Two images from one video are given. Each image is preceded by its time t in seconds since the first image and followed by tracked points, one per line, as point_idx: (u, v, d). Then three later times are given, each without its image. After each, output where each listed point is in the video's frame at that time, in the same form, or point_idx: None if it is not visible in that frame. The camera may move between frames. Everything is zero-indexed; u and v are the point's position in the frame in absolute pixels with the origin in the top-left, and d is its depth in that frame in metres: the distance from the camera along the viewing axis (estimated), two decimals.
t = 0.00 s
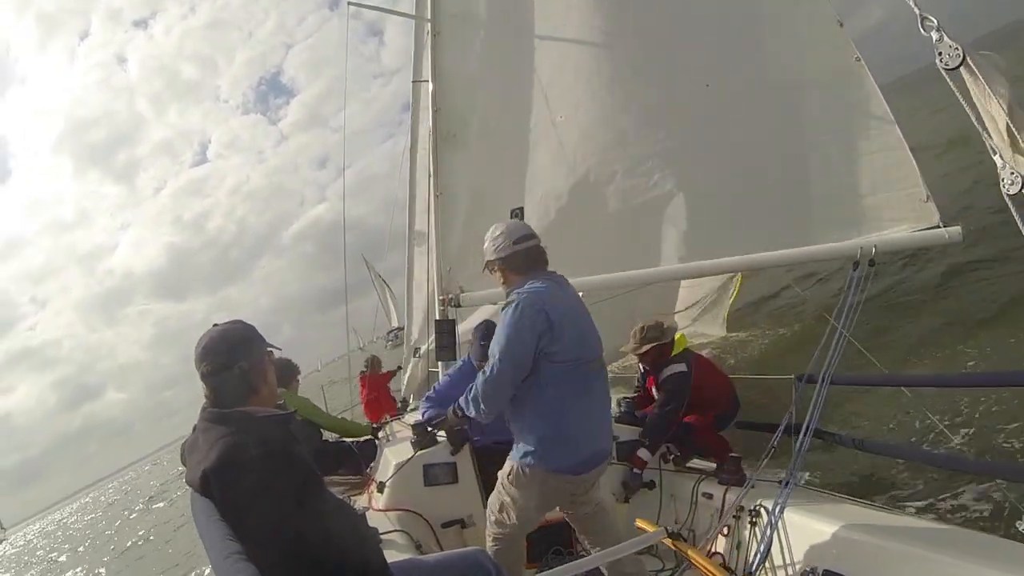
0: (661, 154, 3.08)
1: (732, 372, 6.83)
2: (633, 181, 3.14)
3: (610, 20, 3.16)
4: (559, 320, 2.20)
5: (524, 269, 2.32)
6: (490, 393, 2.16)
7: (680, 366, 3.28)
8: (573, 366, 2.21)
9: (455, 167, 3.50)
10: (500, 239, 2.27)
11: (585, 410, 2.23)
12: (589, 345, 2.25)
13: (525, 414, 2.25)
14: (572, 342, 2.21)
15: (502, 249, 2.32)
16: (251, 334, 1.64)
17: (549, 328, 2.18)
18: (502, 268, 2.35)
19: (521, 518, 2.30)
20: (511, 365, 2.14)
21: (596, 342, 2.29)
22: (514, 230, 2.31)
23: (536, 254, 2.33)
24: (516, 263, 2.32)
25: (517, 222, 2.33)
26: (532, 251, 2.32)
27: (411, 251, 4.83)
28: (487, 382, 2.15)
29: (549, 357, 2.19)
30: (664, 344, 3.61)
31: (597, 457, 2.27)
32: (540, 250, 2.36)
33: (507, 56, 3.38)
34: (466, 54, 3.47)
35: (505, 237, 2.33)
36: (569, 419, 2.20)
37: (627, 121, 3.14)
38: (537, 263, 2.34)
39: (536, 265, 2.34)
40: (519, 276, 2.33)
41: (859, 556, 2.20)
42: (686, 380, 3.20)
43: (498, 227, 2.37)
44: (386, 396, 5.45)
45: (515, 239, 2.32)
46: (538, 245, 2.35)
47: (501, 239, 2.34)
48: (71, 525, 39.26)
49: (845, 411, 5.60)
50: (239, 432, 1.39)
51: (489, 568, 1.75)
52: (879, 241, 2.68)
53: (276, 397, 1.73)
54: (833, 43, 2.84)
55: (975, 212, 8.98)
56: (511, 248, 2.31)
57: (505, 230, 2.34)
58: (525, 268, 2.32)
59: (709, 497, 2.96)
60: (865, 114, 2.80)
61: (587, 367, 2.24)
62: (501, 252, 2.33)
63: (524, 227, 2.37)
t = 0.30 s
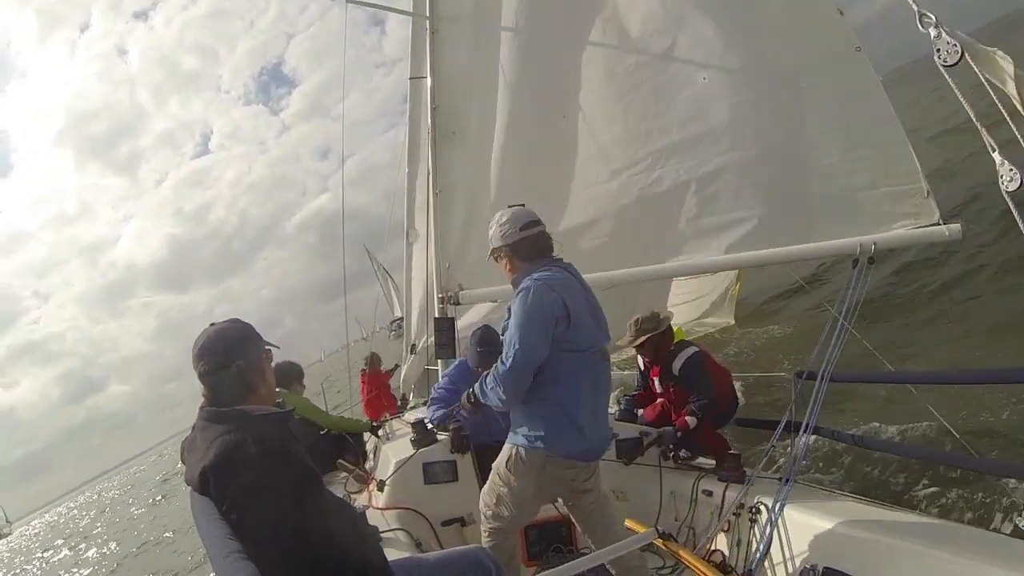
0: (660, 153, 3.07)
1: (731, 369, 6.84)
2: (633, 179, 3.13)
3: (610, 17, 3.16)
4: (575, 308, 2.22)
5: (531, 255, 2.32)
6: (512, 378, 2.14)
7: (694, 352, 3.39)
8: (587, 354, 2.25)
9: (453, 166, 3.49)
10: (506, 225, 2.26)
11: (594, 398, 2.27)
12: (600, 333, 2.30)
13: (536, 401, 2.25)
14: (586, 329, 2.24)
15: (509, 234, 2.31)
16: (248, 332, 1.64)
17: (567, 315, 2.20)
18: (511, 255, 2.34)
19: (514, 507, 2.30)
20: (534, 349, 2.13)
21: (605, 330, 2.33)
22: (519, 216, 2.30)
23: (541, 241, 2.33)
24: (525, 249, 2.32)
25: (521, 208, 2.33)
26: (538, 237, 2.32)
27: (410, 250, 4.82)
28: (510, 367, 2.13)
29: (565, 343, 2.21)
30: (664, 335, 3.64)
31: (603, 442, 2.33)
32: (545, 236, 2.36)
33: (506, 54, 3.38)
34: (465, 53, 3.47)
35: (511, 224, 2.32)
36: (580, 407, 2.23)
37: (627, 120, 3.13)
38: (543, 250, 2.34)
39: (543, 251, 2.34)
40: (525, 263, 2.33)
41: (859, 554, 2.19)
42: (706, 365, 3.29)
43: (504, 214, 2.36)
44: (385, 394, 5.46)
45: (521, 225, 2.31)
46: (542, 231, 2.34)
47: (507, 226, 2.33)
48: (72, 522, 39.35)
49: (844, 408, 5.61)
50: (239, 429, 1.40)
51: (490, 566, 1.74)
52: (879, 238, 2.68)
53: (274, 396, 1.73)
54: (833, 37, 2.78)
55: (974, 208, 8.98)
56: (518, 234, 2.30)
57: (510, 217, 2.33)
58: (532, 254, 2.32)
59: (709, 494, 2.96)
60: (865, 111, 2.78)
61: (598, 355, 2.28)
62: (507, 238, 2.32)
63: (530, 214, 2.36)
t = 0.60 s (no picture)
0: (660, 154, 3.07)
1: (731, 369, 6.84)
2: (633, 179, 3.12)
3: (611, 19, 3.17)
4: (510, 320, 2.18)
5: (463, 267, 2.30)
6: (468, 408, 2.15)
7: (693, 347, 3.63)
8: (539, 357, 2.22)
9: (453, 167, 3.49)
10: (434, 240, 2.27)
11: (562, 391, 2.25)
12: (548, 329, 2.26)
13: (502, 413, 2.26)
14: (529, 332, 2.21)
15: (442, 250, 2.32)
16: (252, 333, 1.64)
17: (503, 327, 2.17)
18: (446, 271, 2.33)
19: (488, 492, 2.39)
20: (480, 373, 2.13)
21: (555, 321, 2.29)
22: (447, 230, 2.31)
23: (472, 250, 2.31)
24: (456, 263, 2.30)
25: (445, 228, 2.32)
26: (468, 249, 2.31)
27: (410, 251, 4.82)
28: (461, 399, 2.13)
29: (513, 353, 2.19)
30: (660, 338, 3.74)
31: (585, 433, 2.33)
32: (475, 247, 2.33)
33: (506, 55, 3.38)
34: (465, 54, 3.47)
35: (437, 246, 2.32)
36: (545, 410, 2.23)
37: (626, 119, 3.13)
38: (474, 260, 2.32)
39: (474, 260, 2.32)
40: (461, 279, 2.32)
41: (860, 554, 2.18)
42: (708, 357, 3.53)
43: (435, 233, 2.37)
44: (385, 395, 5.46)
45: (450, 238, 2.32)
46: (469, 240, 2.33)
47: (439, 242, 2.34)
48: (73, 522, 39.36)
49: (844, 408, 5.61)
50: (244, 429, 1.39)
51: (490, 566, 1.74)
52: (879, 238, 2.68)
53: (277, 397, 1.73)
54: (834, 33, 2.79)
55: (973, 208, 8.98)
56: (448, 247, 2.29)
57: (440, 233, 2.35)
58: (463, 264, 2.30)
59: (709, 494, 2.96)
60: (865, 112, 2.78)
61: (553, 351, 2.25)
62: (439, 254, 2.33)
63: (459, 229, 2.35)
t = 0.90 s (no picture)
0: (660, 153, 3.07)
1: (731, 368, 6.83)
2: (634, 178, 3.11)
3: (611, 18, 3.17)
4: (430, 358, 2.28)
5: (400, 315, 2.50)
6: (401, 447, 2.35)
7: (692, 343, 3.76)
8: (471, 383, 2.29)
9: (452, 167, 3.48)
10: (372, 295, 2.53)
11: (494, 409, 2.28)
12: (474, 352, 2.29)
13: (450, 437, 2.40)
14: (443, 363, 2.29)
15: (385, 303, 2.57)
16: (249, 333, 1.64)
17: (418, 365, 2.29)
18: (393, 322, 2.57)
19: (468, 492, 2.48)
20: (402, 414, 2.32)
21: (476, 342, 2.30)
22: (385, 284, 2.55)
23: (406, 297, 2.50)
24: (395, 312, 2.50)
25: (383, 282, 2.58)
26: (403, 296, 2.50)
27: (410, 251, 4.81)
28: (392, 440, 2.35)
29: (434, 387, 2.31)
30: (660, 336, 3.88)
31: (544, 440, 2.34)
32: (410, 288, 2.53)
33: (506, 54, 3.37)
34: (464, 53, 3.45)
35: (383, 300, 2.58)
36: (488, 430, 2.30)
37: (627, 118, 3.13)
38: (410, 305, 2.50)
39: (410, 306, 2.50)
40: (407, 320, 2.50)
41: (860, 554, 2.19)
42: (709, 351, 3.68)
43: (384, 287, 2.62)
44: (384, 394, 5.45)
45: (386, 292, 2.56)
46: (408, 289, 2.51)
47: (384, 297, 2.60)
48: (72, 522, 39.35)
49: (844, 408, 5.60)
50: (240, 429, 1.40)
51: (489, 566, 1.73)
52: (879, 237, 2.68)
53: (274, 397, 1.73)
54: (836, 34, 2.82)
55: (973, 207, 8.99)
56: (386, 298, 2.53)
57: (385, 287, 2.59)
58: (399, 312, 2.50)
59: (708, 494, 2.95)
60: (866, 111, 2.78)
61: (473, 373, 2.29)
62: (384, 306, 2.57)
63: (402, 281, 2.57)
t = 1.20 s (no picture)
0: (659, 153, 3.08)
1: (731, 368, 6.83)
2: (633, 177, 3.11)
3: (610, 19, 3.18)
4: (390, 387, 2.41)
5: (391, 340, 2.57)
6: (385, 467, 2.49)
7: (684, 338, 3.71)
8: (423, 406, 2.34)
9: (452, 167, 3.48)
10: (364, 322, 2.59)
11: (449, 429, 2.30)
12: (422, 376, 2.32)
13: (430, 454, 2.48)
14: (403, 389, 2.36)
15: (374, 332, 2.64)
16: (252, 334, 1.65)
17: (388, 392, 2.41)
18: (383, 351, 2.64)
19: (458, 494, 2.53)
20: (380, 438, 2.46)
21: (423, 367, 2.33)
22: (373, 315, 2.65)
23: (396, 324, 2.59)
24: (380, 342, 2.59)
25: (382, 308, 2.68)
26: (392, 324, 2.59)
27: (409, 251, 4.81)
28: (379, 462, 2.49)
29: (399, 413, 2.40)
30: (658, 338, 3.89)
31: (499, 455, 2.31)
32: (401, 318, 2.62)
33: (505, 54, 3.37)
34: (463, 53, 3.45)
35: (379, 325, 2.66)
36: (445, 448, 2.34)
37: (626, 118, 3.14)
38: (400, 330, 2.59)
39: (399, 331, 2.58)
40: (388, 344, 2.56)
41: (860, 554, 2.19)
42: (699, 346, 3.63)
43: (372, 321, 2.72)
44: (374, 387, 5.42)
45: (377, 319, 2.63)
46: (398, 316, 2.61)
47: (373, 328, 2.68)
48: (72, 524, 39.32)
49: (843, 407, 5.61)
50: (243, 429, 1.40)
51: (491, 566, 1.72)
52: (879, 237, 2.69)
53: (277, 397, 1.73)
54: (835, 33, 2.83)
55: (972, 205, 9.00)
56: (380, 323, 2.60)
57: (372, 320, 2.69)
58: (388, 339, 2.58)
59: (708, 494, 2.96)
60: (865, 111, 2.79)
61: (427, 395, 2.32)
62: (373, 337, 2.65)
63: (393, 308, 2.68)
